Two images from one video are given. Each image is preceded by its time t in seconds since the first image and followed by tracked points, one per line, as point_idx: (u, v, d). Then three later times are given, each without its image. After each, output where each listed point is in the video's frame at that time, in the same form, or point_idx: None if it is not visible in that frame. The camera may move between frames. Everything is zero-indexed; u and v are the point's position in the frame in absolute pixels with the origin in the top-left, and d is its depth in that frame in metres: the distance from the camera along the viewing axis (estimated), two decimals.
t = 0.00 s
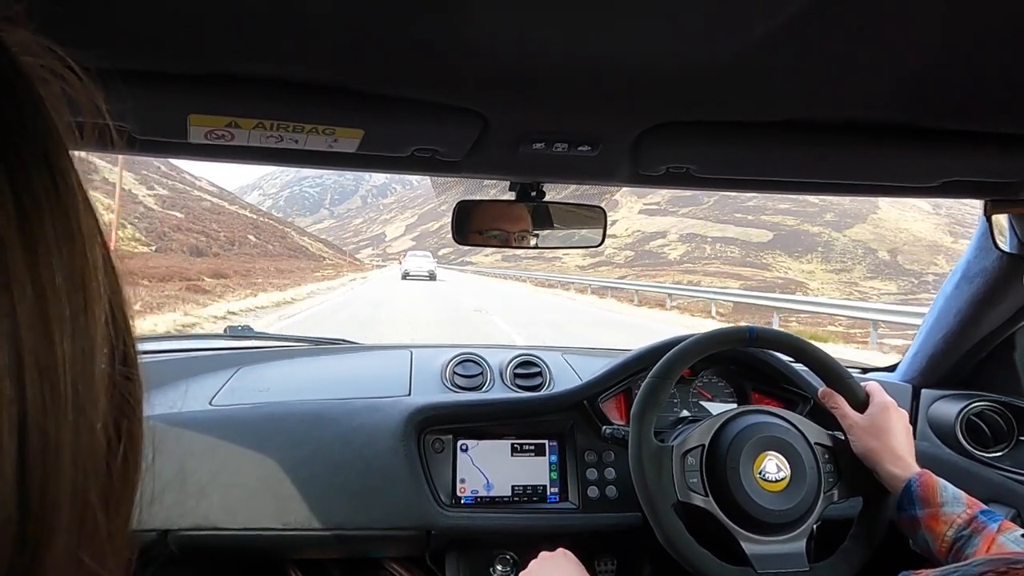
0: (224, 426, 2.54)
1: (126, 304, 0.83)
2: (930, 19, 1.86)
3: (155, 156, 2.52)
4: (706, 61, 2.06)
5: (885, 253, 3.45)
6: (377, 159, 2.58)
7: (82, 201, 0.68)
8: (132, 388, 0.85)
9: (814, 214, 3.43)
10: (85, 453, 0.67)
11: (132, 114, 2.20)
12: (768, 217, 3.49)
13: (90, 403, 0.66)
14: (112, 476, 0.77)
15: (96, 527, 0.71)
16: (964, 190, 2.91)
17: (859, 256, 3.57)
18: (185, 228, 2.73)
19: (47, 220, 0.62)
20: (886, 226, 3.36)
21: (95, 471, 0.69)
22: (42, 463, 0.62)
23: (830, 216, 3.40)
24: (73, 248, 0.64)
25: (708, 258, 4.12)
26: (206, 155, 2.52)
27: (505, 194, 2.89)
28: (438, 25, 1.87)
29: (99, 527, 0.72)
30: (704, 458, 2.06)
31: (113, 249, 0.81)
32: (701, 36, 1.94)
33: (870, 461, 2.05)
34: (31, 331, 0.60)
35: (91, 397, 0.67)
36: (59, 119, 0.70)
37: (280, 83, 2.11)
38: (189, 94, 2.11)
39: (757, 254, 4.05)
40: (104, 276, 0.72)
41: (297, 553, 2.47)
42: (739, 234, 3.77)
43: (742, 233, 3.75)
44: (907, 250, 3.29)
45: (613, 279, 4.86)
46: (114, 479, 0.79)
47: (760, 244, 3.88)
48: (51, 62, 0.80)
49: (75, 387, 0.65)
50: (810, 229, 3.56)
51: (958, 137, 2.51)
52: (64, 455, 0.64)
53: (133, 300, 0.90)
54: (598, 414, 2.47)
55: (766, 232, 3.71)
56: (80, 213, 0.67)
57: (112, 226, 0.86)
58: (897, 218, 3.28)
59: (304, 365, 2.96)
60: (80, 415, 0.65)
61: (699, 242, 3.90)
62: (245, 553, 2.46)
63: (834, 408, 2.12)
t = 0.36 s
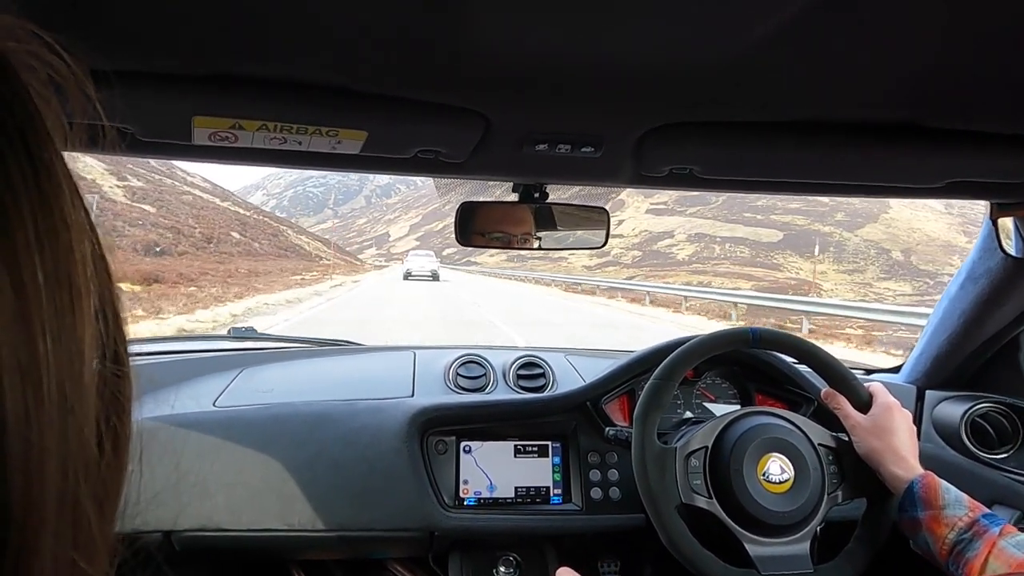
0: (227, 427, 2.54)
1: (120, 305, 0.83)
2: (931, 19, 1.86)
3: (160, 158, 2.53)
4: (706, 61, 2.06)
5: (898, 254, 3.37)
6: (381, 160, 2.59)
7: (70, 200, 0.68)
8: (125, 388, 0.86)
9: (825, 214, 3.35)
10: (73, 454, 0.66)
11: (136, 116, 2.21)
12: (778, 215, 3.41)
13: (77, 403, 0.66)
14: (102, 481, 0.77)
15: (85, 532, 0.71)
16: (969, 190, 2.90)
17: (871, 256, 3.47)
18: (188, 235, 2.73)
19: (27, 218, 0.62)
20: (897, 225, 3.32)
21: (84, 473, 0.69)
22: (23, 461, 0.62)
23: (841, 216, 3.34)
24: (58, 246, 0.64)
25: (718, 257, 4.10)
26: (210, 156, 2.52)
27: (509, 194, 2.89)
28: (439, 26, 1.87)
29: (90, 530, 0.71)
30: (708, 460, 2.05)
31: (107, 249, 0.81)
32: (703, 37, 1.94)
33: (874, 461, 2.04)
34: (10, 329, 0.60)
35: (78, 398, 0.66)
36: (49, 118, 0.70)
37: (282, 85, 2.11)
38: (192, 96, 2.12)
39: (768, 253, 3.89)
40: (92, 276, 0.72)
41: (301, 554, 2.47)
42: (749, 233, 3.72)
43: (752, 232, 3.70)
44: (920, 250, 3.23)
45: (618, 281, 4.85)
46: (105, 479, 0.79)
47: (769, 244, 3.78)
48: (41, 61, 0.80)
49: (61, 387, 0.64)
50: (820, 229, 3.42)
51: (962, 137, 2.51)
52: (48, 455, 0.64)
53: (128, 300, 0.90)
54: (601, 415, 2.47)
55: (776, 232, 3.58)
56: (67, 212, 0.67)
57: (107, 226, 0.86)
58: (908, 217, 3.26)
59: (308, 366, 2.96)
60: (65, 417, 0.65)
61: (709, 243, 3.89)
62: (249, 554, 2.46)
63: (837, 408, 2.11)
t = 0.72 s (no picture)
0: (232, 429, 2.54)
1: (127, 302, 0.84)
2: (935, 16, 1.85)
3: (163, 161, 2.53)
4: (709, 60, 2.05)
5: (911, 253, 3.27)
6: (384, 161, 2.59)
7: (81, 200, 0.70)
8: (130, 387, 0.85)
9: (835, 214, 3.33)
10: (87, 446, 0.68)
11: (139, 118, 2.21)
12: (787, 215, 3.43)
13: (90, 398, 0.68)
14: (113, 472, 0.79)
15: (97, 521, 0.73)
16: (974, 188, 2.89)
17: (884, 257, 3.43)
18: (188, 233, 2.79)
19: (47, 218, 0.63)
20: (909, 224, 3.27)
21: (98, 465, 0.71)
22: (43, 452, 0.64)
23: (853, 215, 3.30)
24: (77, 248, 0.66)
25: (728, 258, 4.13)
26: (214, 158, 2.52)
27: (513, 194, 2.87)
28: (440, 26, 1.86)
29: (100, 521, 0.74)
30: (713, 461, 2.05)
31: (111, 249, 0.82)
32: (705, 36, 1.93)
33: (880, 460, 2.02)
34: (33, 325, 0.61)
35: (91, 392, 0.68)
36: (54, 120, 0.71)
37: (284, 86, 2.11)
38: (194, 99, 2.12)
39: (779, 254, 3.96)
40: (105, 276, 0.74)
41: (306, 556, 2.47)
42: (759, 234, 3.71)
43: (761, 233, 3.70)
44: (934, 250, 3.15)
45: (624, 280, 4.85)
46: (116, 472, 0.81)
47: (780, 244, 3.84)
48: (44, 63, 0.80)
49: (77, 381, 0.66)
50: (834, 229, 3.43)
51: (967, 134, 2.50)
52: (65, 448, 0.66)
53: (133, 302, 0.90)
54: (605, 416, 2.47)
55: (786, 232, 3.65)
56: (80, 211, 0.68)
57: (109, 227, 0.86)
58: (921, 218, 3.21)
59: (312, 368, 2.96)
60: (82, 413, 0.67)
61: (717, 241, 3.90)
62: (253, 556, 2.46)
63: (843, 408, 2.09)
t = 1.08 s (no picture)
0: (231, 425, 2.54)
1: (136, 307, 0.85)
2: (936, 17, 1.85)
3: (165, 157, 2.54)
4: (709, 60, 2.05)
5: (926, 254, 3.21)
6: (385, 159, 2.59)
7: (87, 202, 0.70)
8: (136, 392, 0.86)
9: (846, 214, 3.33)
10: (86, 449, 0.68)
11: (140, 114, 2.22)
12: (794, 216, 3.44)
13: (92, 401, 0.67)
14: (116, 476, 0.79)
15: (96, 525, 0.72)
16: (976, 189, 2.89)
17: (897, 257, 3.43)
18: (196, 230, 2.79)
19: (47, 218, 0.63)
20: (922, 224, 3.25)
21: (97, 469, 0.70)
22: (41, 455, 0.64)
23: (863, 215, 3.31)
24: (76, 252, 0.66)
25: (737, 258, 4.19)
26: (215, 155, 2.53)
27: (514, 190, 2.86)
28: (441, 24, 1.86)
29: (100, 524, 0.73)
30: (711, 460, 2.05)
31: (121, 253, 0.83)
32: (705, 35, 1.93)
33: (880, 466, 2.01)
34: (30, 326, 0.61)
35: (92, 395, 0.68)
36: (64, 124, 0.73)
37: (284, 83, 2.11)
38: (195, 95, 2.12)
39: (790, 256, 4.05)
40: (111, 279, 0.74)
41: (305, 552, 2.48)
42: (769, 233, 3.74)
43: (771, 233, 3.73)
44: (949, 251, 3.09)
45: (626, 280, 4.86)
46: (121, 475, 0.80)
47: (789, 244, 3.85)
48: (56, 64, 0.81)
49: (78, 384, 0.66)
50: (845, 228, 3.44)
51: (969, 136, 2.49)
52: (63, 451, 0.65)
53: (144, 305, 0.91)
54: (605, 415, 2.47)
55: (796, 232, 3.66)
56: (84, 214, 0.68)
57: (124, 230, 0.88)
58: (932, 217, 3.20)
59: (312, 365, 2.96)
60: (81, 417, 0.66)
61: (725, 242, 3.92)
62: (253, 552, 2.47)
63: (844, 414, 2.10)
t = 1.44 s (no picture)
0: (234, 432, 2.54)
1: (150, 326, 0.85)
2: (941, 21, 1.84)
3: (167, 164, 2.54)
4: (713, 65, 2.04)
5: (940, 254, 3.20)
6: (388, 166, 2.59)
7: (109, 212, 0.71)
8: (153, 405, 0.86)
9: (857, 214, 3.31)
10: (111, 457, 0.67)
11: (144, 122, 2.22)
12: (803, 216, 3.41)
13: (116, 408, 0.67)
14: (130, 490, 0.78)
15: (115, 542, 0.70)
16: (981, 193, 2.89)
17: (910, 257, 3.39)
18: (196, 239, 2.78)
19: (77, 223, 0.64)
20: (936, 224, 3.24)
21: (119, 481, 0.69)
22: (67, 463, 0.62)
23: (875, 215, 3.29)
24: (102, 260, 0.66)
25: (746, 259, 4.14)
26: (218, 162, 2.53)
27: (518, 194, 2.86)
28: (444, 30, 1.86)
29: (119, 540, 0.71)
30: (717, 465, 2.04)
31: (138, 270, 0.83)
32: (709, 40, 1.92)
33: (890, 473, 1.97)
34: (62, 330, 0.61)
35: (116, 404, 0.67)
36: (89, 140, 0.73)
37: (288, 90, 2.11)
38: (198, 103, 2.12)
39: (801, 257, 4.04)
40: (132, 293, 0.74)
41: (309, 560, 2.47)
42: (779, 233, 3.73)
43: (780, 232, 3.72)
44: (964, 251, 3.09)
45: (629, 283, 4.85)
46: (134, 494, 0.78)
47: (799, 245, 3.83)
48: (76, 82, 0.83)
49: (103, 391, 0.66)
50: (856, 229, 3.42)
51: (973, 140, 2.49)
52: (88, 458, 0.64)
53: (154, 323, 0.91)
54: (609, 421, 2.45)
55: (807, 232, 3.63)
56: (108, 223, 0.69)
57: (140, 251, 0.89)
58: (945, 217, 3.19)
59: (315, 371, 2.96)
60: (109, 427, 0.66)
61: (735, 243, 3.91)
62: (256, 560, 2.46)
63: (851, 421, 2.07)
